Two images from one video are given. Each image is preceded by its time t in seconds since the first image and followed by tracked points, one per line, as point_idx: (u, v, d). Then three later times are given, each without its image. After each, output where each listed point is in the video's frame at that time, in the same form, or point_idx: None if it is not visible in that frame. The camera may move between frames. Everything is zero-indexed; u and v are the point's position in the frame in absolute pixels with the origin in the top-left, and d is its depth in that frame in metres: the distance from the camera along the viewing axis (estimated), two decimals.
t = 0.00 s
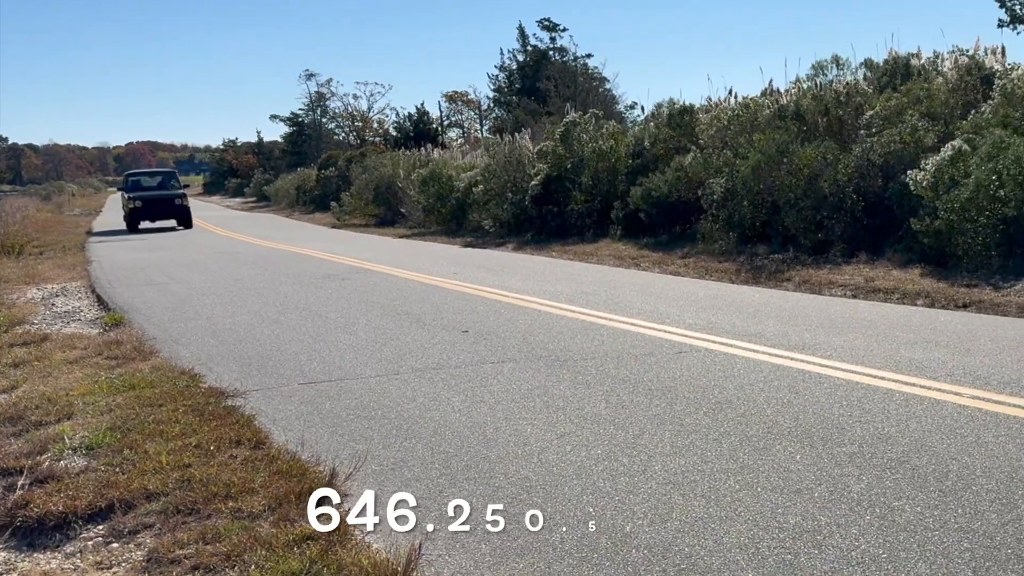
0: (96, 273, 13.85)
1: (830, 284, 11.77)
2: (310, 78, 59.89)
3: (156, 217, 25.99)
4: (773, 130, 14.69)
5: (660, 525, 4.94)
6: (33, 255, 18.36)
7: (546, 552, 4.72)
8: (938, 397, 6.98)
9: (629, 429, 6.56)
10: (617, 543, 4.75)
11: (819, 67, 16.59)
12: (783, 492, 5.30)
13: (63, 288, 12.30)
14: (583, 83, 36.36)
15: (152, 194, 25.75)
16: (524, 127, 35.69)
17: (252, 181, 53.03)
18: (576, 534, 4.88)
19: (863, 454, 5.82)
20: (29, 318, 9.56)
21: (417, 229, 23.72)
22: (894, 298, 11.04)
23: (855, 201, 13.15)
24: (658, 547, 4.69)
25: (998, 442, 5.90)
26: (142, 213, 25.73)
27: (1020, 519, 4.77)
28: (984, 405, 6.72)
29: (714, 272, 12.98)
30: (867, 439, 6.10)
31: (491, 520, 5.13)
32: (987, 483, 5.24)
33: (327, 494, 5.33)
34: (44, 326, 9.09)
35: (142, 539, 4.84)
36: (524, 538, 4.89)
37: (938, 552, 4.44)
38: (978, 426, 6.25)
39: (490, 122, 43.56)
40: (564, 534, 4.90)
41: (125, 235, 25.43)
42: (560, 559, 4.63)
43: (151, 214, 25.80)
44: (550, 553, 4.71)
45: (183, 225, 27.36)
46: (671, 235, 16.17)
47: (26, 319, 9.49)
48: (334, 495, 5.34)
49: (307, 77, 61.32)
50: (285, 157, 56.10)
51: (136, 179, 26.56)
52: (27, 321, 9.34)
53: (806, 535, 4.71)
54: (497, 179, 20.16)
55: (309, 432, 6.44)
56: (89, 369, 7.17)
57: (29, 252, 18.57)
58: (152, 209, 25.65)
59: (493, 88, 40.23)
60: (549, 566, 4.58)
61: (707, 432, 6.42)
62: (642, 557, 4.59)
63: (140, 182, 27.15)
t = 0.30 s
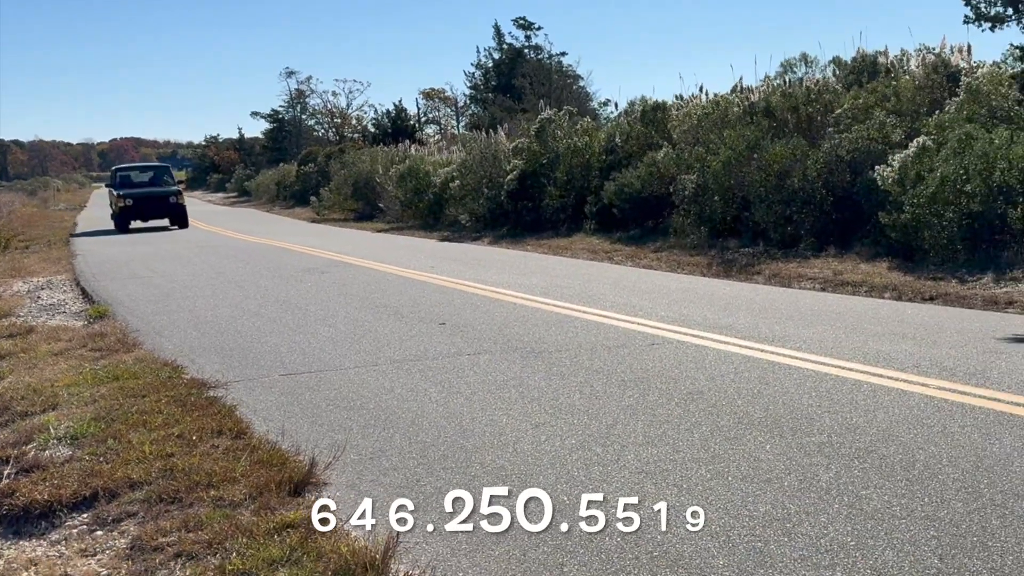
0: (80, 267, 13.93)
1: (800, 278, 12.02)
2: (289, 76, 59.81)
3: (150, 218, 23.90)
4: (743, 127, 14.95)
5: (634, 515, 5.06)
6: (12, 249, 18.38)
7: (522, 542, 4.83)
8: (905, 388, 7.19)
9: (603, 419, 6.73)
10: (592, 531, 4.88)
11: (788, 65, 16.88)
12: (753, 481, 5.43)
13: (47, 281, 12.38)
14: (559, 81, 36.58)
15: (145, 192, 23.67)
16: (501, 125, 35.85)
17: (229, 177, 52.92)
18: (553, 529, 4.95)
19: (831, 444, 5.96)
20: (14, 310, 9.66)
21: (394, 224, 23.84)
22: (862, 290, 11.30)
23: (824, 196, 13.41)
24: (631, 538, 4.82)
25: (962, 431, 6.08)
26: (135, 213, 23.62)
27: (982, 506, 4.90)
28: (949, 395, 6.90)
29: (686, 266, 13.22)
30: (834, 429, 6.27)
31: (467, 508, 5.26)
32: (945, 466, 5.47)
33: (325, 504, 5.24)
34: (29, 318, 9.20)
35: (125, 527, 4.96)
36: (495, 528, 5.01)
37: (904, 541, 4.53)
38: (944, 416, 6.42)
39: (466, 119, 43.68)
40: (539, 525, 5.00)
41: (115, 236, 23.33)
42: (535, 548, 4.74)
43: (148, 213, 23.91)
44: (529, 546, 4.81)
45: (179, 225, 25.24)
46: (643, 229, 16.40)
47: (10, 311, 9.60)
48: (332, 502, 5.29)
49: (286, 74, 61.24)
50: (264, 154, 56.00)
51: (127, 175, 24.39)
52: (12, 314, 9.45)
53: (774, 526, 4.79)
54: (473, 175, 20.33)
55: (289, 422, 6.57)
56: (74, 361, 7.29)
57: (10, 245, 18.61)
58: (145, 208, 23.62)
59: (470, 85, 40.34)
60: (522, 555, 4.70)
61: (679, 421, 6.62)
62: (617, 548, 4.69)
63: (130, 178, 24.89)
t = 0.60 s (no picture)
0: (64, 260, 14.07)
1: (770, 272, 12.27)
2: (271, 72, 59.78)
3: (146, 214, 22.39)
4: (714, 124, 15.24)
5: (606, 502, 5.18)
6: None
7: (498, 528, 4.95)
8: (875, 379, 7.41)
9: (577, 410, 6.91)
10: (582, 528, 4.89)
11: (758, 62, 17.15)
12: (725, 471, 5.56)
13: (32, 275, 12.51)
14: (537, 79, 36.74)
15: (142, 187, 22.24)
16: (478, 121, 35.98)
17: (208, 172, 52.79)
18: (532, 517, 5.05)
19: (801, 435, 6.12)
20: None
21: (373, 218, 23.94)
22: (831, 284, 11.56)
23: (794, 191, 13.70)
24: (602, 524, 4.93)
25: (929, 421, 6.25)
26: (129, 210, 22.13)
27: (947, 493, 5.03)
28: (917, 387, 7.10)
29: (660, 259, 13.45)
30: (806, 420, 6.43)
31: (444, 496, 5.40)
32: (905, 452, 5.66)
33: (325, 503, 5.29)
34: (15, 311, 9.33)
35: (109, 515, 5.09)
36: (487, 524, 5.01)
37: (872, 529, 4.65)
38: (912, 406, 6.60)
39: (443, 115, 43.76)
40: (515, 513, 5.10)
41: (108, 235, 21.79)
42: (510, 538, 4.84)
43: (144, 209, 22.44)
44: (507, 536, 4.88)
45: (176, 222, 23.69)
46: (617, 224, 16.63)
47: None
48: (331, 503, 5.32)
49: (268, 70, 61.17)
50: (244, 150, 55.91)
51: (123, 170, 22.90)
52: None
53: (744, 515, 4.91)
54: (449, 170, 20.48)
55: (269, 412, 6.71)
56: (59, 353, 7.43)
57: None
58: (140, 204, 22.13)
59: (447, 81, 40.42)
60: (494, 541, 4.81)
61: (650, 412, 6.82)
62: (591, 536, 4.79)
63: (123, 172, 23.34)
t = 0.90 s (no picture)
0: (45, 254, 14.17)
1: (742, 265, 12.51)
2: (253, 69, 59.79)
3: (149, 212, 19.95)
4: (688, 121, 15.50)
5: (580, 488, 5.35)
6: None
7: (472, 515, 5.07)
8: (844, 370, 7.62)
9: (554, 402, 7.08)
10: (584, 527, 4.83)
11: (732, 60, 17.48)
12: (698, 460, 5.67)
13: (16, 268, 12.65)
14: (515, 78, 36.82)
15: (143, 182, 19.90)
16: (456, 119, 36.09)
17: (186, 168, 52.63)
18: (502, 502, 5.18)
19: (772, 425, 6.28)
20: None
21: (352, 213, 24.06)
22: (802, 278, 11.81)
23: (765, 186, 13.99)
24: (603, 524, 4.86)
25: (898, 411, 6.41)
26: (130, 207, 19.74)
27: (917, 484, 5.10)
28: (882, 377, 7.33)
29: (634, 253, 13.69)
30: (777, 410, 6.60)
31: (422, 485, 5.55)
32: (868, 437, 5.89)
33: (326, 502, 5.27)
34: None
35: (94, 504, 5.22)
36: (488, 523, 4.95)
37: (842, 518, 4.72)
38: (880, 397, 6.78)
39: (421, 111, 43.82)
40: (489, 501, 5.22)
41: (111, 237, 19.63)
42: (486, 527, 4.92)
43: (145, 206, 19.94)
44: (485, 525, 4.96)
45: (180, 220, 21.63)
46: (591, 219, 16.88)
47: None
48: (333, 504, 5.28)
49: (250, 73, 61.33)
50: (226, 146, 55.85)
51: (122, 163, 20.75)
52: None
53: (710, 505, 4.98)
54: (427, 167, 20.62)
55: (250, 403, 6.85)
56: (44, 346, 7.57)
57: None
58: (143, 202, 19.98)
59: (425, 78, 40.50)
60: (472, 529, 4.93)
61: (624, 402, 7.01)
62: (561, 518, 4.94)
63: (121, 164, 21.13)
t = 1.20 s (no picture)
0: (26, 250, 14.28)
1: (715, 259, 12.75)
2: (235, 67, 59.72)
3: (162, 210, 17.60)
4: (662, 118, 15.77)
5: (557, 477, 5.53)
6: None
7: (470, 514, 5.09)
8: (814, 362, 7.85)
9: (531, 392, 7.27)
10: (584, 527, 4.84)
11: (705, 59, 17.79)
12: (671, 451, 5.86)
13: None
14: (492, 75, 37.02)
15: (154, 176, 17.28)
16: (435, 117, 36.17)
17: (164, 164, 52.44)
18: (501, 501, 5.20)
19: (744, 415, 6.48)
20: None
21: (333, 209, 24.18)
22: (774, 271, 12.06)
23: (738, 181, 14.25)
24: (602, 524, 4.87)
25: (868, 403, 6.61)
26: (141, 204, 17.37)
27: (888, 473, 5.31)
28: (851, 369, 7.56)
29: (610, 247, 13.91)
30: (750, 402, 6.80)
31: (403, 475, 5.71)
32: (835, 427, 6.14)
33: (325, 503, 5.28)
34: None
35: (80, 494, 5.35)
36: (487, 523, 4.97)
37: (813, 506, 4.91)
38: (851, 388, 7.01)
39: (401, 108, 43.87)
40: (470, 491, 5.39)
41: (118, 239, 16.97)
42: (483, 527, 4.93)
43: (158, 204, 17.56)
44: (484, 525, 4.96)
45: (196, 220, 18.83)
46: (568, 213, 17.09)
47: None
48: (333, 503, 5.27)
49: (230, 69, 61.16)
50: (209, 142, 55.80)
51: (129, 155, 18.44)
52: None
53: (681, 493, 5.17)
54: (407, 163, 20.76)
55: (233, 394, 7.00)
56: (31, 338, 7.72)
57: None
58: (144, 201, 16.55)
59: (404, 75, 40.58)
60: (471, 530, 4.94)
61: (599, 393, 7.21)
62: (538, 505, 5.13)
63: (125, 157, 18.44)
